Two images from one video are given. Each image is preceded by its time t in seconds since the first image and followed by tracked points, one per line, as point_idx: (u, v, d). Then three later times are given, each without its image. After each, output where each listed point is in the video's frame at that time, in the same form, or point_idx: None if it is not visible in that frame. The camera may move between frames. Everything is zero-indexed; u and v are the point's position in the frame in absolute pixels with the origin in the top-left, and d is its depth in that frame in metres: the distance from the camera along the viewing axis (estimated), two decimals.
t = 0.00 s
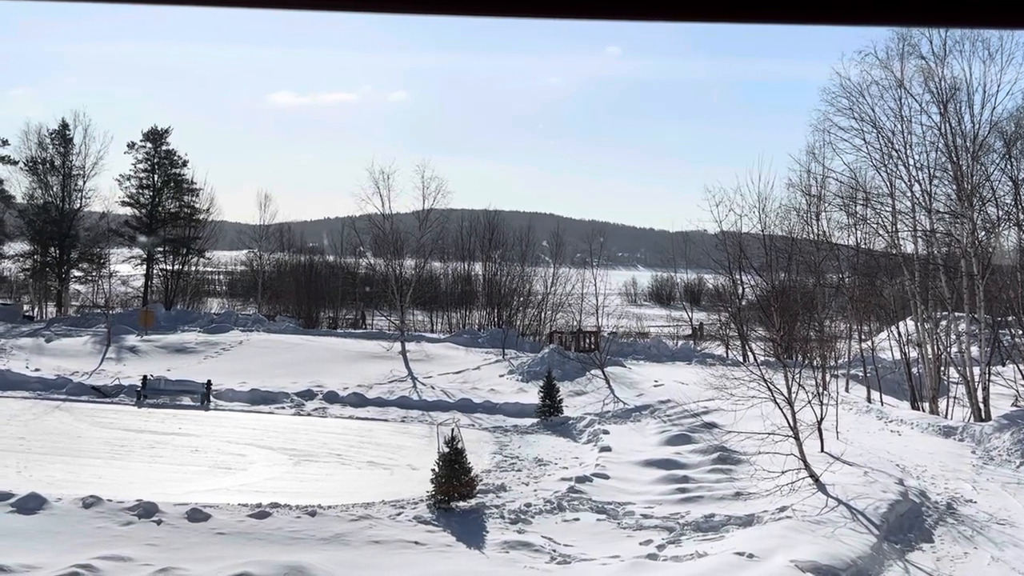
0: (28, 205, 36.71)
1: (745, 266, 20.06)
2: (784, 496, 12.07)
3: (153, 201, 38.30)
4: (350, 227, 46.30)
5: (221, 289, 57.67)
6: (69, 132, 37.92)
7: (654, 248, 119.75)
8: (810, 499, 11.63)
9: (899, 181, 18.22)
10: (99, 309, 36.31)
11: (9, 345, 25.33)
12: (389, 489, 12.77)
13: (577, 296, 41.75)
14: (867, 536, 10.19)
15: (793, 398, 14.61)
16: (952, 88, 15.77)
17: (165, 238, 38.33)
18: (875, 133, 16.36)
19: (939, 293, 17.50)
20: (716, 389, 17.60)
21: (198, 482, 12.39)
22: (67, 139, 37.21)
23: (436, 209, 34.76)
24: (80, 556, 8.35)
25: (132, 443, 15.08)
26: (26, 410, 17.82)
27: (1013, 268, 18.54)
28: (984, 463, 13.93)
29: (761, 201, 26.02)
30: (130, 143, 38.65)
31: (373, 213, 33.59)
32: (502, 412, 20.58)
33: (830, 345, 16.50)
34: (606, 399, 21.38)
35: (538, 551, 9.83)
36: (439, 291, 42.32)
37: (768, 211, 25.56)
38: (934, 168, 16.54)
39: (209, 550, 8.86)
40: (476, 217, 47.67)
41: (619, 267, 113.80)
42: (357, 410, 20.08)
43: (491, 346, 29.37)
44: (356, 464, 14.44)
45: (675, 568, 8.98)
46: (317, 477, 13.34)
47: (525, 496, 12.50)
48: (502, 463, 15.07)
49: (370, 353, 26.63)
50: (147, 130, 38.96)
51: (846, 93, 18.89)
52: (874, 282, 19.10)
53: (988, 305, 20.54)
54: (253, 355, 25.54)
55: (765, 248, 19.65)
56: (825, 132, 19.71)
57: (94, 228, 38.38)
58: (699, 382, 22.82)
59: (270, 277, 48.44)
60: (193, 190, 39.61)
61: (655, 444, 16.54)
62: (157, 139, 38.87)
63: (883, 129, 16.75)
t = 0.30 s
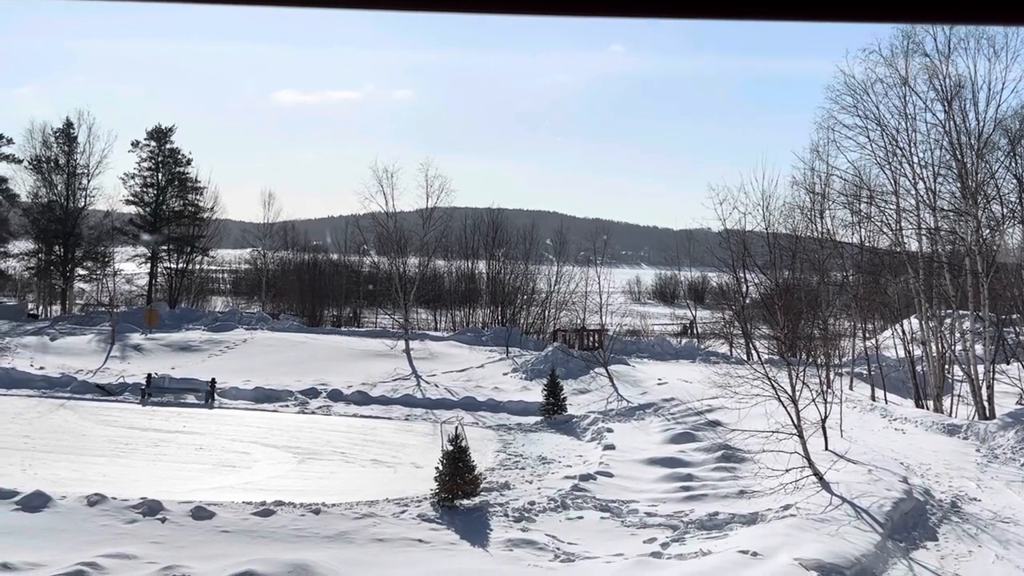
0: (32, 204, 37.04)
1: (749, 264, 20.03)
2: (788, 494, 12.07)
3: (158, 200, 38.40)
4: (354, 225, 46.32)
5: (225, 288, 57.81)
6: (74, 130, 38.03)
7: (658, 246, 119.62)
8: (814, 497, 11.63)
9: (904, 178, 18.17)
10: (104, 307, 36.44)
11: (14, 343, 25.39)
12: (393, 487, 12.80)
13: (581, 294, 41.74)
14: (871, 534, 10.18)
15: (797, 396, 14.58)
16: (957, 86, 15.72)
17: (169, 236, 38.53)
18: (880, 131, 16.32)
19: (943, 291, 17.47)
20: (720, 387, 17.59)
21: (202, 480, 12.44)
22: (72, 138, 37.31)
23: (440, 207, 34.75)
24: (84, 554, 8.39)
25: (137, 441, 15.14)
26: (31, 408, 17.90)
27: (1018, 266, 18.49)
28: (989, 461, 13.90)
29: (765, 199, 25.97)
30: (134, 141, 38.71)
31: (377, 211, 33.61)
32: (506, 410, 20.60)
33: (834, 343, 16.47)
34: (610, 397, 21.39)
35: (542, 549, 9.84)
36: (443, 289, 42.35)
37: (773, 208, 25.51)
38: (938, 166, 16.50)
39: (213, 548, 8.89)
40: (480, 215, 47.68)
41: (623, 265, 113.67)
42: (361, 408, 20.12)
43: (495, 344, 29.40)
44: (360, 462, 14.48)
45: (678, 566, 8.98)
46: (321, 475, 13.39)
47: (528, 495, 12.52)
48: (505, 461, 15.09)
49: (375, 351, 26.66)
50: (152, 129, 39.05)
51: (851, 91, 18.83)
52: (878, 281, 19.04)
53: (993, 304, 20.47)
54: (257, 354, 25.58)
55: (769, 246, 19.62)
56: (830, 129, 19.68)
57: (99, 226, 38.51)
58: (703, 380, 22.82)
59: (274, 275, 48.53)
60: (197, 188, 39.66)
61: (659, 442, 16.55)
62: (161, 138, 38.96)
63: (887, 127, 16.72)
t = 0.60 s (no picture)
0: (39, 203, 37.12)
1: (755, 261, 19.97)
2: (794, 492, 12.06)
3: (164, 198, 38.53)
4: (360, 223, 46.36)
5: (231, 286, 57.95)
6: (79, 129, 38.17)
7: (663, 243, 119.51)
8: (821, 495, 11.61)
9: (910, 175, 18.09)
10: (110, 306, 36.59)
11: (21, 342, 25.50)
12: (398, 485, 12.84)
13: (586, 291, 41.76)
14: (878, 531, 10.18)
15: (803, 393, 14.55)
16: (963, 82, 15.66)
17: (175, 235, 38.67)
18: (886, 127, 16.25)
19: (949, 288, 17.39)
20: (726, 384, 17.58)
21: (209, 478, 12.50)
22: (77, 137, 37.46)
23: (445, 205, 34.77)
24: (92, 552, 8.45)
25: (143, 439, 15.20)
26: (38, 406, 18.00)
27: None
28: (995, 458, 13.86)
29: (771, 195, 25.90)
30: (140, 140, 38.80)
31: (382, 209, 33.65)
32: (512, 408, 20.62)
33: (840, 340, 16.42)
34: (615, 395, 21.40)
35: (548, 547, 9.86)
36: (448, 287, 42.39)
37: (778, 205, 25.44)
38: (944, 163, 16.43)
39: (220, 546, 8.94)
40: (485, 213, 47.70)
41: (628, 262, 113.60)
42: (367, 406, 20.17)
43: (501, 341, 29.43)
44: (366, 460, 14.52)
45: (685, 564, 9.00)
46: (327, 473, 13.43)
47: (534, 492, 12.54)
48: (512, 459, 15.10)
49: (380, 349, 26.71)
50: (157, 127, 39.15)
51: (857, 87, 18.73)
52: (884, 278, 18.96)
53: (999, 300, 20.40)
54: (263, 352, 25.64)
55: (775, 243, 19.56)
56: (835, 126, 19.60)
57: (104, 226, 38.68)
58: (709, 378, 22.80)
59: (280, 273, 48.68)
60: (203, 187, 39.75)
61: (664, 440, 16.56)
62: (167, 137, 39.08)
63: (893, 123, 16.66)
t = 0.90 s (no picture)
0: (46, 201, 37.58)
1: (762, 258, 19.93)
2: (802, 488, 12.05)
3: (171, 196, 38.67)
4: (366, 221, 46.37)
5: (238, 284, 58.21)
6: (87, 127, 38.38)
7: (671, 240, 119.30)
8: (829, 491, 11.61)
9: (919, 171, 18.01)
10: (118, 304, 36.79)
11: (30, 339, 25.71)
12: (406, 482, 12.90)
13: (594, 288, 41.74)
14: (887, 527, 10.17)
15: (811, 390, 14.52)
16: (971, 77, 15.58)
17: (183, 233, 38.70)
18: (893, 123, 16.19)
19: (958, 283, 17.32)
20: (734, 381, 17.56)
21: (217, 476, 12.59)
22: (85, 135, 37.68)
23: (452, 202, 34.79)
24: (101, 549, 8.53)
25: (151, 437, 15.31)
26: (47, 404, 18.16)
27: None
28: (1004, 454, 13.80)
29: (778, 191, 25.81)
30: (147, 138, 38.92)
31: (389, 207, 33.70)
32: (519, 405, 20.66)
33: (848, 336, 16.37)
34: (623, 392, 21.41)
35: (556, 544, 9.90)
36: (455, 284, 42.45)
37: (785, 202, 25.34)
38: (953, 158, 16.35)
39: (228, 544, 9.01)
40: (492, 210, 47.71)
41: (635, 259, 113.45)
42: (375, 404, 20.26)
43: (508, 338, 29.48)
44: (374, 457, 14.59)
45: (693, 561, 9.01)
46: (334, 470, 13.51)
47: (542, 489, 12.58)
48: (519, 456, 15.14)
49: (388, 347, 26.79)
50: (164, 125, 39.27)
51: (864, 83, 18.63)
52: (892, 274, 18.87)
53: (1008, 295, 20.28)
54: (271, 350, 25.76)
55: (782, 239, 19.51)
56: (843, 122, 19.53)
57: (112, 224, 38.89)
58: (716, 375, 22.78)
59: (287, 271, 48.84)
60: (210, 185, 39.85)
61: (672, 436, 16.57)
62: (174, 135, 39.24)
63: (900, 118, 16.58)
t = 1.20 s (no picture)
0: (55, 200, 37.85)
1: (771, 254, 19.86)
2: (811, 484, 12.04)
3: (180, 195, 38.84)
4: (374, 219, 46.43)
5: (248, 282, 58.48)
6: (96, 126, 38.59)
7: (679, 237, 119.07)
8: (838, 487, 11.60)
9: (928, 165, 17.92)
10: (127, 303, 37.01)
11: (40, 338, 25.89)
12: (415, 479, 12.97)
13: (602, 285, 41.73)
14: (897, 523, 10.16)
15: (820, 385, 14.49)
16: (980, 71, 15.47)
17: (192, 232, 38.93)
18: (902, 118, 16.11)
19: (967, 279, 17.23)
20: (742, 377, 17.55)
21: (226, 474, 12.68)
22: (94, 135, 37.93)
23: (460, 200, 34.82)
24: (111, 547, 8.61)
25: (160, 435, 15.42)
26: (57, 403, 18.32)
27: None
28: (1015, 449, 13.74)
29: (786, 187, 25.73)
30: (156, 137, 39.06)
31: (397, 204, 33.76)
32: (528, 402, 20.71)
33: (857, 332, 16.30)
34: (631, 388, 21.43)
35: (565, 541, 9.94)
36: (464, 282, 42.51)
37: (794, 197, 25.24)
38: (962, 153, 16.25)
39: (238, 542, 9.08)
40: (499, 207, 47.72)
41: (643, 256, 113.31)
42: (384, 401, 20.34)
43: (516, 336, 29.53)
44: (382, 454, 14.67)
45: (703, 557, 9.02)
46: (343, 468, 13.58)
47: (550, 486, 12.61)
48: (528, 453, 15.18)
49: (396, 344, 26.86)
50: (173, 124, 39.44)
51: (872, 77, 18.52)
52: (901, 269, 18.77)
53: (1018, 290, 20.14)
54: (280, 348, 25.88)
55: (791, 235, 19.44)
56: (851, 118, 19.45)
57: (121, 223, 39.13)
58: (725, 371, 22.75)
59: (296, 269, 49.04)
60: (219, 184, 40.00)
61: (681, 433, 16.57)
62: (183, 134, 39.43)
63: (909, 114, 16.49)
